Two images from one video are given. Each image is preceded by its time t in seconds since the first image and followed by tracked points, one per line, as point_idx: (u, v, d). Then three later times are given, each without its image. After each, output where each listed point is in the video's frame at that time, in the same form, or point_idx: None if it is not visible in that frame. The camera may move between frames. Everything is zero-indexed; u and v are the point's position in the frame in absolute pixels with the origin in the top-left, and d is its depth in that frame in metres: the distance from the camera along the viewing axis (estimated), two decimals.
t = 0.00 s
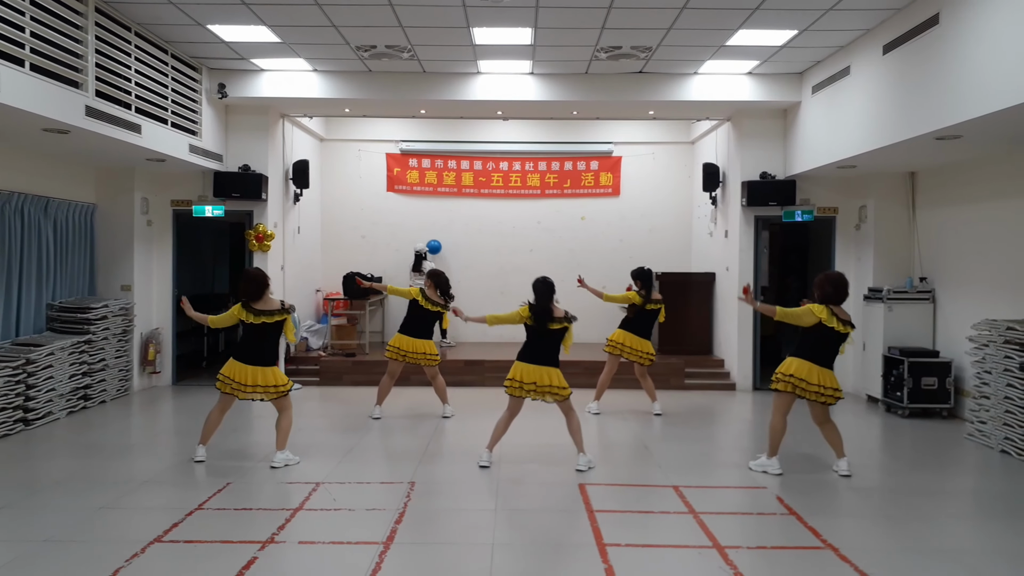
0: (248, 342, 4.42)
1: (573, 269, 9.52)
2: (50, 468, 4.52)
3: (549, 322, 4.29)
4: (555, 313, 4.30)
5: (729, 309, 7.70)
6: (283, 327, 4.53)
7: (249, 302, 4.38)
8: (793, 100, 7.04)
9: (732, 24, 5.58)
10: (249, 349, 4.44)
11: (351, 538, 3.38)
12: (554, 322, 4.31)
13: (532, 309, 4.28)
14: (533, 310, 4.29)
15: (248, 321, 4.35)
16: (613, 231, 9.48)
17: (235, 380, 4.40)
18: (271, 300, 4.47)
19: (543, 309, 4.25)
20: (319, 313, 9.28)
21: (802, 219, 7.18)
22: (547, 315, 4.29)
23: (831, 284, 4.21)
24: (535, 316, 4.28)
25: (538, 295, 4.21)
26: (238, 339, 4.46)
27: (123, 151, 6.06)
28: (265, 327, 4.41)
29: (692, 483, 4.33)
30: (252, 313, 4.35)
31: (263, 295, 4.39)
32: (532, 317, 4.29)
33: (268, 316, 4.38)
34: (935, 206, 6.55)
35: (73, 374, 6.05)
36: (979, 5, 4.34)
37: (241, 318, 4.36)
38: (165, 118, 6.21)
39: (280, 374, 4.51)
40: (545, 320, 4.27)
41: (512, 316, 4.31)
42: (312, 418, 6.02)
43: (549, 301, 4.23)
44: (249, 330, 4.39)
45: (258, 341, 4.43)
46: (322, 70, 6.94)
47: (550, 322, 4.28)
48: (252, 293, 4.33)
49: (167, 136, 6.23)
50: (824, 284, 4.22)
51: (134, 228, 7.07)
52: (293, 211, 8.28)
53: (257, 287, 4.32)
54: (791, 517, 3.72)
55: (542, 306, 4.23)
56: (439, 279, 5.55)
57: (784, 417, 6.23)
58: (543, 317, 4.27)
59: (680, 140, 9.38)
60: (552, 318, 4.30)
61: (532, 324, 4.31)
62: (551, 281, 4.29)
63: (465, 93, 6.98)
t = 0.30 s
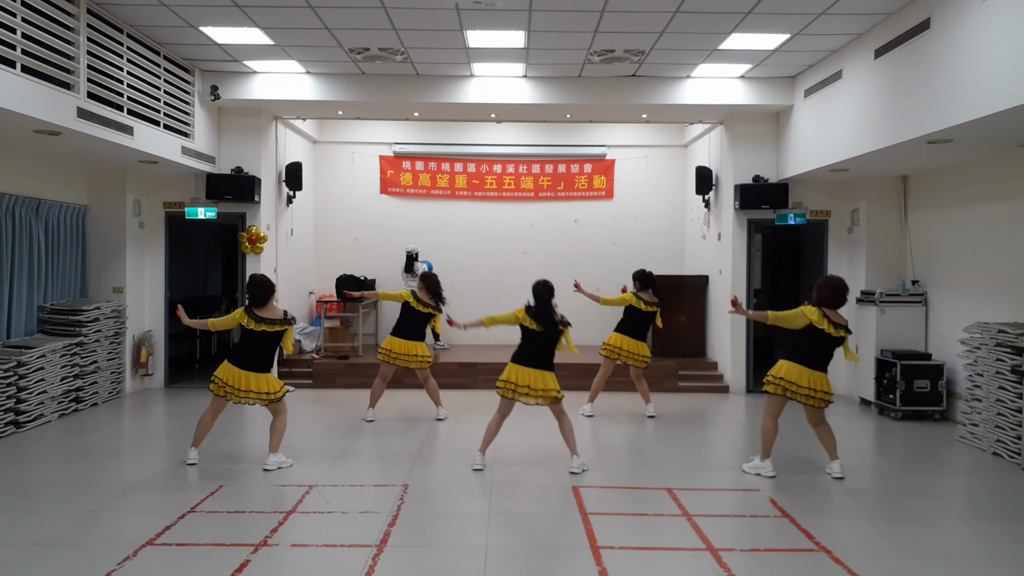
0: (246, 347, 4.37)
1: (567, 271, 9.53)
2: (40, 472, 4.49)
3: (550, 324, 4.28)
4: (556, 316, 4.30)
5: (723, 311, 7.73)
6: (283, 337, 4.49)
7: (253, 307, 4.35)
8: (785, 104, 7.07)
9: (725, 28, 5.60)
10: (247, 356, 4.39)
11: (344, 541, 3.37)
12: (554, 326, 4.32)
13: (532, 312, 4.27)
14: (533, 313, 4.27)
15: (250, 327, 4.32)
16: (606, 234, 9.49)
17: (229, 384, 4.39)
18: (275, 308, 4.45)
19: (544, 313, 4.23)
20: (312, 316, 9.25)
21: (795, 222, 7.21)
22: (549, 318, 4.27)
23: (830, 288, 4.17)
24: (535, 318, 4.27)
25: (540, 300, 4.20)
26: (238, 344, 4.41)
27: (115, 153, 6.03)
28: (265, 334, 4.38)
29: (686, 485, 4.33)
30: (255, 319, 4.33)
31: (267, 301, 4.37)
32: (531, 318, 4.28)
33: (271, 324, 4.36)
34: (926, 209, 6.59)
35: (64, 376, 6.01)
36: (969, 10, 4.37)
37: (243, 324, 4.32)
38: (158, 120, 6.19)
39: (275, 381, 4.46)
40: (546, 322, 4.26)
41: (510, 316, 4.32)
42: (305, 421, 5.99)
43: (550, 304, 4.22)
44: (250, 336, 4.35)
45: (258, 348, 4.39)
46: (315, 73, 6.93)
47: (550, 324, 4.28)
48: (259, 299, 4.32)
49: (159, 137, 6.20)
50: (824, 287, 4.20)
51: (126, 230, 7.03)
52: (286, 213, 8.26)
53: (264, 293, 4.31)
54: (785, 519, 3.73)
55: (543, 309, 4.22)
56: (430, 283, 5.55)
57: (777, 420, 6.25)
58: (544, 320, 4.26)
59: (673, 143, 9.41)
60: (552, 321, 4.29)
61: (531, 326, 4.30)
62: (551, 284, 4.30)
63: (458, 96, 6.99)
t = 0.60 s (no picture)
0: (227, 334, 4.40)
1: (569, 268, 9.53)
2: (44, 470, 4.51)
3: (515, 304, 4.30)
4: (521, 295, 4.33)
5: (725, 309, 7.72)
6: (260, 321, 4.51)
7: (227, 293, 4.35)
8: (787, 101, 7.06)
9: (727, 24, 5.59)
10: (231, 342, 4.43)
11: (347, 539, 3.38)
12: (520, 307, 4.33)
13: (498, 292, 4.30)
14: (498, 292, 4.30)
15: (225, 313, 4.33)
16: (608, 231, 9.49)
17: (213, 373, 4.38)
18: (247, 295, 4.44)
19: (510, 292, 4.27)
20: (315, 313, 9.26)
21: (798, 219, 7.21)
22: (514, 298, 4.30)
23: (797, 274, 4.20)
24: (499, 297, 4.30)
25: (507, 277, 4.25)
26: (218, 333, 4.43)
27: (118, 151, 6.03)
28: (241, 320, 4.38)
29: (688, 482, 4.34)
30: (229, 305, 4.33)
31: (243, 287, 4.37)
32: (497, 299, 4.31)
33: (246, 308, 4.36)
34: (929, 206, 6.58)
35: (68, 374, 6.03)
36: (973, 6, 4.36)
37: (219, 311, 4.32)
38: (160, 118, 6.19)
39: (259, 366, 4.48)
40: (511, 302, 4.28)
41: (475, 293, 4.33)
42: (307, 419, 6.01)
43: (516, 282, 4.26)
44: (228, 323, 4.37)
45: (238, 334, 4.41)
46: (317, 70, 6.93)
47: (516, 304, 4.30)
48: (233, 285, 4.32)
49: (161, 136, 6.21)
50: (791, 275, 4.23)
51: (129, 228, 7.05)
52: (288, 211, 8.26)
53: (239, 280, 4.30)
54: (787, 517, 3.74)
55: (507, 288, 4.26)
56: (395, 266, 5.58)
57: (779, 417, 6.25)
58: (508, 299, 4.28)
59: (675, 139, 9.40)
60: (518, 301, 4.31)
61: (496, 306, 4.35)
62: (521, 263, 4.32)
63: (460, 93, 6.98)
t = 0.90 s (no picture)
0: (204, 326, 4.45)
1: (570, 266, 9.53)
2: (45, 467, 4.51)
3: (497, 299, 4.34)
4: (500, 290, 4.36)
5: (725, 307, 7.72)
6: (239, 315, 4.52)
7: (206, 286, 4.45)
8: (788, 98, 7.05)
9: (728, 22, 5.58)
10: (208, 334, 4.46)
11: (347, 536, 3.38)
12: (502, 302, 4.35)
13: (478, 290, 4.35)
14: (480, 289, 4.34)
15: (203, 305, 4.38)
16: (609, 229, 9.49)
17: (195, 366, 4.39)
18: (224, 286, 4.47)
19: (490, 289, 4.31)
20: (316, 311, 9.26)
21: (799, 217, 7.21)
22: (495, 293, 4.35)
23: (772, 268, 4.29)
24: (480, 293, 4.34)
25: (490, 273, 4.26)
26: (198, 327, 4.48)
27: (118, 149, 6.03)
28: (218, 311, 4.42)
29: (689, 480, 4.34)
30: (207, 297, 4.40)
31: (221, 279, 4.44)
32: (479, 296, 4.35)
33: (222, 300, 4.40)
34: (930, 203, 6.57)
35: (68, 372, 6.04)
36: (975, 4, 4.34)
37: (198, 304, 4.38)
38: (160, 115, 6.18)
39: (240, 358, 4.54)
40: (490, 297, 4.32)
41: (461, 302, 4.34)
42: (307, 416, 6.01)
43: (499, 278, 4.28)
44: (207, 316, 4.42)
45: (216, 327, 4.46)
46: (318, 68, 6.92)
47: (497, 299, 4.34)
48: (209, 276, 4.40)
49: (162, 134, 6.21)
50: (766, 269, 4.31)
51: (130, 226, 7.05)
52: (289, 208, 8.26)
53: (215, 270, 4.38)
54: (788, 514, 3.73)
55: (489, 284, 4.28)
56: (379, 265, 5.60)
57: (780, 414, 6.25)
58: (489, 295, 4.33)
59: (676, 137, 9.39)
60: (498, 295, 4.35)
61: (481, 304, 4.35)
62: (505, 259, 4.33)
63: (461, 91, 6.98)
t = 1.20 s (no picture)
0: (201, 323, 4.45)
1: (573, 263, 9.52)
2: (48, 462, 4.53)
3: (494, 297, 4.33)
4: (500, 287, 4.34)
5: (728, 303, 7.71)
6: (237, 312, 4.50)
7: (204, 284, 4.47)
8: (791, 94, 7.02)
9: (731, 18, 5.55)
10: (208, 331, 4.45)
11: (349, 532, 3.39)
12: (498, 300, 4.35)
13: (478, 288, 4.35)
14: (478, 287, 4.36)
15: (200, 302, 4.40)
16: (611, 225, 9.48)
17: (195, 361, 4.43)
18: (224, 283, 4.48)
19: (487, 286, 4.29)
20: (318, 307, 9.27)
21: (802, 213, 7.18)
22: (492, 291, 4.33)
23: (762, 267, 4.31)
24: (481, 291, 4.34)
25: (485, 270, 4.24)
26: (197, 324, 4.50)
27: (121, 144, 6.03)
28: (214, 309, 4.42)
29: (691, 477, 4.33)
30: (204, 294, 4.41)
31: (220, 278, 4.45)
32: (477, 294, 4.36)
33: (217, 296, 4.41)
34: (934, 200, 6.55)
35: (71, 368, 6.05)
36: None
37: (196, 302, 4.41)
38: (163, 111, 6.18)
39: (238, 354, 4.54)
40: (490, 294, 4.32)
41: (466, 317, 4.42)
42: (310, 412, 6.02)
43: (495, 275, 4.24)
44: (205, 313, 4.44)
45: (213, 324, 4.45)
46: (320, 64, 6.91)
47: (493, 296, 4.33)
48: (210, 276, 4.41)
49: (164, 130, 6.21)
50: (757, 267, 4.33)
51: (132, 222, 7.06)
52: (291, 204, 8.26)
53: (215, 269, 4.40)
54: (791, 511, 3.73)
55: (485, 281, 4.28)
56: (376, 262, 5.58)
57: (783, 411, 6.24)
58: (489, 292, 4.32)
59: (679, 133, 9.37)
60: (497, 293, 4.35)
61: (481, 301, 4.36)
62: (500, 256, 4.28)
63: (464, 86, 6.97)
